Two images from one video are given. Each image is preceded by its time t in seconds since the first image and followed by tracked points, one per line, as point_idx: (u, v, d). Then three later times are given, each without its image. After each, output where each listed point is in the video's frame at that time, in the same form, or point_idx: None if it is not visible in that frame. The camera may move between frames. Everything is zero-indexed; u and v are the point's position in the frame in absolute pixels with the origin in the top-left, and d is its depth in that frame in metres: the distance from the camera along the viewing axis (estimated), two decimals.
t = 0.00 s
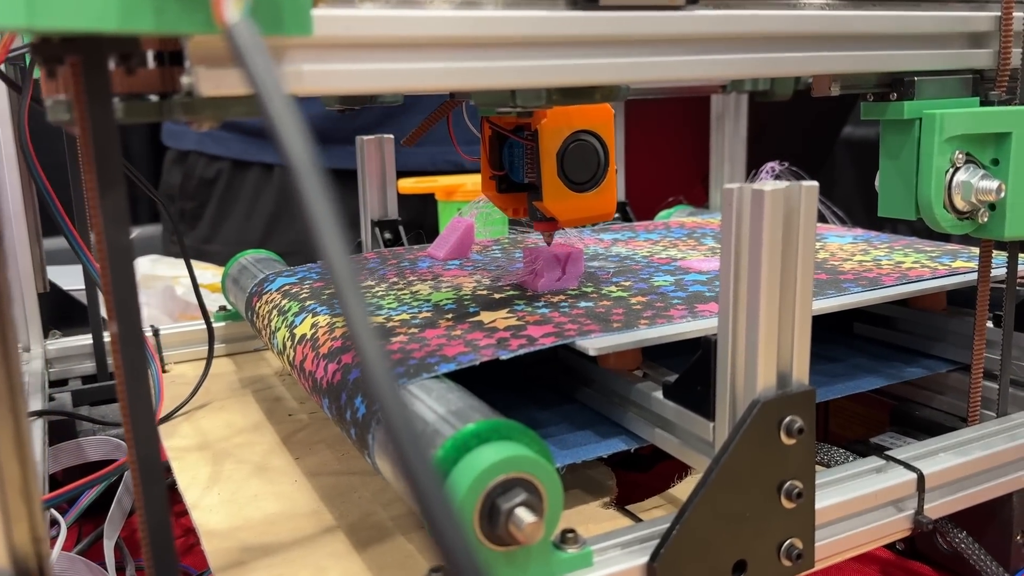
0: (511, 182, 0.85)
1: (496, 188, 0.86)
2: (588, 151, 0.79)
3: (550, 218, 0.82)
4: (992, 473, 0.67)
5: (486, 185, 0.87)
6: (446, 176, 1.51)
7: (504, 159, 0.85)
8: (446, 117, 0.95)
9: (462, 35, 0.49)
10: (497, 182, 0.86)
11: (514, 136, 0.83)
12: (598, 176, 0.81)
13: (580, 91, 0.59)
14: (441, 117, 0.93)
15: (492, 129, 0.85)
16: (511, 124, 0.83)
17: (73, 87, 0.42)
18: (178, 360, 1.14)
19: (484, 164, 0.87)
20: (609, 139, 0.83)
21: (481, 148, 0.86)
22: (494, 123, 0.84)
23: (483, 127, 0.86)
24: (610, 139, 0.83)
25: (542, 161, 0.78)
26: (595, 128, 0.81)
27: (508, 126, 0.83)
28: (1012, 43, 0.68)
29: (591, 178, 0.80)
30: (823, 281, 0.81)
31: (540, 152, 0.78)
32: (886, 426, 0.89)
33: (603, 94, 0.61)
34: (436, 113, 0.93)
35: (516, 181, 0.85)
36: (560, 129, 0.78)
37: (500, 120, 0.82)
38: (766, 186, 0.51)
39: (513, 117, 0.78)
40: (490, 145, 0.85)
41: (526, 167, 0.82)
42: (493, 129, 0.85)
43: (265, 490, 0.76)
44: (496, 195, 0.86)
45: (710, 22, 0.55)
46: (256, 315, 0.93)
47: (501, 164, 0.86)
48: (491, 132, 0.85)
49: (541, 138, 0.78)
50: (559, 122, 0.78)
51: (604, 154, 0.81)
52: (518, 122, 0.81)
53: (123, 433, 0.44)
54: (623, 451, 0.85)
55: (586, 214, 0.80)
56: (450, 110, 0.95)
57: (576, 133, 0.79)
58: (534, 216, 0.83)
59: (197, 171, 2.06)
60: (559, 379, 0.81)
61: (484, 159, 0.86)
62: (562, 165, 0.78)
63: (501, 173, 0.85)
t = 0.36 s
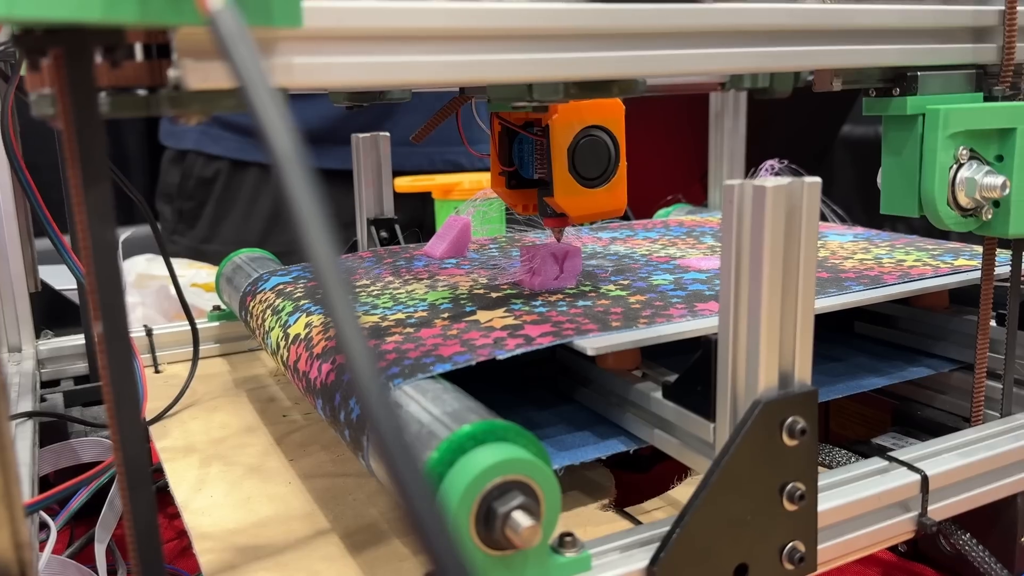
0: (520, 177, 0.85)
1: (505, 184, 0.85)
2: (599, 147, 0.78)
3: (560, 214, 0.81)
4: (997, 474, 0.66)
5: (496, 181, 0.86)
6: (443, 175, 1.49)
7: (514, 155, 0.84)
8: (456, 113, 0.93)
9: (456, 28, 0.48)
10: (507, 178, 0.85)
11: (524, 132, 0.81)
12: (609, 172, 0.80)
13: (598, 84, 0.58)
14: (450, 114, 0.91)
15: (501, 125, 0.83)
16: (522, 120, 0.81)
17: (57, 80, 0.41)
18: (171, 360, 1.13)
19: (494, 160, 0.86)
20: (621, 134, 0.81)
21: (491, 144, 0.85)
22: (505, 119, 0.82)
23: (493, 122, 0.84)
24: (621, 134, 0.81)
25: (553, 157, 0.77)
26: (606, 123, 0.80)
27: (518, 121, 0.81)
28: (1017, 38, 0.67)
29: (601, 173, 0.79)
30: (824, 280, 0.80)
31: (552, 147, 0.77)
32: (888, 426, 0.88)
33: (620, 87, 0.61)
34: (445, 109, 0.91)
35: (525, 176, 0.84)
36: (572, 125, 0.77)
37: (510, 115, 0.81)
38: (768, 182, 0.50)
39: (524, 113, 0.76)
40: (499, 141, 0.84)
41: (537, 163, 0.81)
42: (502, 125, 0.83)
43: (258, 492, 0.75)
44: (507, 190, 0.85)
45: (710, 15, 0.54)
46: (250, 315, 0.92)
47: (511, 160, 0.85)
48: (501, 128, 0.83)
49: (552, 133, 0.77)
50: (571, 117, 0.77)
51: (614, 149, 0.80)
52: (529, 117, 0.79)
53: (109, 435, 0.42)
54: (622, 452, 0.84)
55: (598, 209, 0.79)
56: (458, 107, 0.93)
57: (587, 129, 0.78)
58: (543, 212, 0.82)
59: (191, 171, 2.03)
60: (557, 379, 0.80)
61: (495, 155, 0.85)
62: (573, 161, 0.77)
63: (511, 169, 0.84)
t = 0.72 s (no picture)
0: (506, 179, 0.84)
1: (490, 186, 0.84)
2: (585, 148, 0.77)
3: (545, 216, 0.79)
4: (1001, 479, 0.65)
5: (481, 183, 0.85)
6: (440, 175, 1.48)
7: (499, 156, 0.83)
8: (439, 113, 0.93)
9: (452, 26, 0.47)
10: (492, 179, 0.84)
11: (509, 133, 0.79)
12: (595, 173, 0.78)
13: (581, 83, 0.56)
14: (433, 114, 0.91)
15: (486, 125, 0.83)
16: (506, 121, 0.79)
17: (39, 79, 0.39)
18: (164, 363, 1.11)
19: (479, 161, 0.85)
20: (607, 136, 0.80)
21: (476, 144, 0.84)
22: (489, 119, 0.81)
23: (478, 122, 0.84)
24: (608, 135, 0.80)
25: (537, 158, 0.75)
26: (591, 123, 0.78)
27: (503, 122, 0.80)
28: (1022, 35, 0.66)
29: (587, 175, 0.78)
30: (826, 282, 0.79)
31: (536, 148, 0.76)
32: (890, 429, 0.87)
33: (604, 87, 0.58)
34: (429, 110, 0.91)
35: (510, 177, 0.83)
36: (557, 125, 0.76)
37: (495, 116, 0.80)
38: (771, 183, 0.49)
39: (508, 113, 0.75)
40: (483, 141, 0.83)
41: (522, 163, 0.80)
42: (487, 125, 0.82)
43: (251, 499, 0.73)
44: (492, 191, 0.84)
45: (710, 11, 0.53)
46: (244, 317, 0.91)
47: (496, 162, 0.84)
48: (485, 128, 0.83)
49: (536, 134, 0.75)
50: (556, 117, 0.75)
51: (601, 151, 0.79)
52: (512, 118, 0.78)
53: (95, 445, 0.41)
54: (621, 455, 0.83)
55: (583, 211, 0.78)
56: (443, 107, 0.93)
57: (572, 129, 0.77)
58: (528, 214, 0.80)
59: (185, 171, 2.01)
60: (556, 383, 0.79)
61: (479, 156, 0.85)
62: (557, 163, 0.76)
63: (496, 170, 0.83)
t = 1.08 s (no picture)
0: (489, 180, 0.82)
1: (473, 187, 0.83)
2: (568, 147, 0.76)
3: (528, 218, 0.78)
4: (1010, 484, 0.64)
5: (463, 183, 0.84)
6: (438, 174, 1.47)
7: (482, 156, 0.82)
8: (421, 111, 0.92)
9: (452, 22, 0.46)
10: (475, 181, 0.83)
11: (491, 132, 0.79)
12: (579, 174, 0.77)
13: (562, 82, 0.55)
14: (415, 112, 0.89)
15: (468, 125, 0.81)
16: (489, 120, 0.79)
17: (26, 76, 0.38)
18: (159, 365, 1.10)
19: (461, 161, 0.84)
20: (591, 136, 0.79)
21: (458, 144, 0.83)
22: (471, 119, 0.80)
23: (461, 122, 0.83)
24: (591, 135, 0.79)
25: (519, 159, 0.74)
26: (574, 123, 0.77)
27: (485, 122, 0.79)
28: None
29: (570, 176, 0.76)
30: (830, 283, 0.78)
31: (518, 149, 0.74)
32: (895, 431, 0.86)
33: (586, 86, 0.58)
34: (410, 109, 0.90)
35: (493, 178, 0.82)
36: (540, 125, 0.74)
37: (476, 115, 0.79)
38: (779, 183, 0.48)
39: (490, 113, 0.74)
40: (466, 142, 0.82)
41: (505, 164, 0.79)
42: (469, 125, 0.82)
43: (247, 504, 0.72)
44: (475, 192, 0.83)
45: (715, 7, 0.52)
46: (239, 319, 0.89)
47: (479, 162, 0.83)
48: (467, 127, 0.82)
49: (518, 134, 0.74)
50: (538, 117, 0.74)
51: (585, 152, 0.77)
52: (495, 117, 0.78)
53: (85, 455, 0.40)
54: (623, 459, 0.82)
55: (567, 213, 0.77)
56: (424, 106, 0.92)
57: (555, 129, 0.75)
58: (510, 216, 0.79)
59: (177, 170, 2.00)
60: (557, 386, 0.77)
61: (461, 156, 0.83)
62: (540, 163, 0.74)
63: (478, 171, 0.82)
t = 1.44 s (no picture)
0: (484, 184, 0.81)
1: (467, 191, 0.81)
2: (564, 152, 0.75)
3: (523, 223, 0.77)
4: (1016, 492, 0.64)
5: (458, 188, 0.82)
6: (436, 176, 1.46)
7: (477, 161, 0.81)
8: (416, 116, 0.91)
9: (453, 27, 0.45)
10: (469, 185, 0.81)
11: (486, 136, 0.78)
12: (574, 179, 0.76)
13: (555, 88, 0.55)
14: (409, 116, 0.88)
15: (463, 129, 0.81)
16: (483, 124, 0.78)
17: (14, 84, 0.37)
18: (154, 370, 1.09)
19: (456, 166, 0.83)
20: (587, 140, 0.77)
21: (453, 150, 0.82)
22: (466, 123, 0.80)
23: (455, 126, 0.82)
24: (588, 139, 0.77)
25: (514, 165, 0.73)
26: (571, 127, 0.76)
27: (480, 125, 0.78)
28: None
29: (566, 180, 0.75)
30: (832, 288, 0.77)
31: (513, 153, 0.73)
32: (898, 437, 0.86)
33: (582, 92, 0.56)
34: (404, 112, 0.88)
35: (488, 182, 0.81)
36: (535, 129, 0.73)
37: (470, 119, 0.78)
38: (784, 191, 0.47)
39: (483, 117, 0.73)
40: (461, 146, 0.81)
41: (500, 169, 0.78)
42: (464, 129, 0.81)
43: (244, 514, 0.71)
44: (469, 197, 0.81)
45: (718, 11, 0.51)
46: (234, 324, 0.88)
47: (473, 167, 0.82)
48: (462, 132, 0.81)
49: (512, 138, 0.73)
50: (532, 121, 0.73)
51: (581, 156, 0.76)
52: (490, 121, 0.77)
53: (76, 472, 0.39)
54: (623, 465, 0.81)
55: (560, 218, 0.76)
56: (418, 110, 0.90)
57: (550, 133, 0.74)
58: (506, 221, 0.78)
59: (159, 170, 1.98)
60: (556, 393, 0.77)
61: (456, 160, 0.82)
62: (535, 168, 0.73)
63: (473, 175, 0.81)
